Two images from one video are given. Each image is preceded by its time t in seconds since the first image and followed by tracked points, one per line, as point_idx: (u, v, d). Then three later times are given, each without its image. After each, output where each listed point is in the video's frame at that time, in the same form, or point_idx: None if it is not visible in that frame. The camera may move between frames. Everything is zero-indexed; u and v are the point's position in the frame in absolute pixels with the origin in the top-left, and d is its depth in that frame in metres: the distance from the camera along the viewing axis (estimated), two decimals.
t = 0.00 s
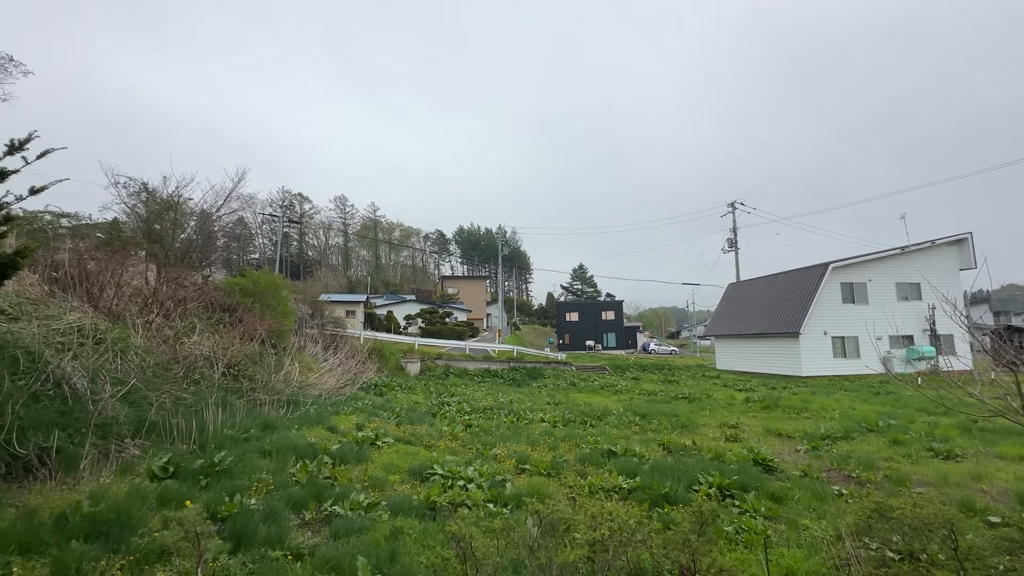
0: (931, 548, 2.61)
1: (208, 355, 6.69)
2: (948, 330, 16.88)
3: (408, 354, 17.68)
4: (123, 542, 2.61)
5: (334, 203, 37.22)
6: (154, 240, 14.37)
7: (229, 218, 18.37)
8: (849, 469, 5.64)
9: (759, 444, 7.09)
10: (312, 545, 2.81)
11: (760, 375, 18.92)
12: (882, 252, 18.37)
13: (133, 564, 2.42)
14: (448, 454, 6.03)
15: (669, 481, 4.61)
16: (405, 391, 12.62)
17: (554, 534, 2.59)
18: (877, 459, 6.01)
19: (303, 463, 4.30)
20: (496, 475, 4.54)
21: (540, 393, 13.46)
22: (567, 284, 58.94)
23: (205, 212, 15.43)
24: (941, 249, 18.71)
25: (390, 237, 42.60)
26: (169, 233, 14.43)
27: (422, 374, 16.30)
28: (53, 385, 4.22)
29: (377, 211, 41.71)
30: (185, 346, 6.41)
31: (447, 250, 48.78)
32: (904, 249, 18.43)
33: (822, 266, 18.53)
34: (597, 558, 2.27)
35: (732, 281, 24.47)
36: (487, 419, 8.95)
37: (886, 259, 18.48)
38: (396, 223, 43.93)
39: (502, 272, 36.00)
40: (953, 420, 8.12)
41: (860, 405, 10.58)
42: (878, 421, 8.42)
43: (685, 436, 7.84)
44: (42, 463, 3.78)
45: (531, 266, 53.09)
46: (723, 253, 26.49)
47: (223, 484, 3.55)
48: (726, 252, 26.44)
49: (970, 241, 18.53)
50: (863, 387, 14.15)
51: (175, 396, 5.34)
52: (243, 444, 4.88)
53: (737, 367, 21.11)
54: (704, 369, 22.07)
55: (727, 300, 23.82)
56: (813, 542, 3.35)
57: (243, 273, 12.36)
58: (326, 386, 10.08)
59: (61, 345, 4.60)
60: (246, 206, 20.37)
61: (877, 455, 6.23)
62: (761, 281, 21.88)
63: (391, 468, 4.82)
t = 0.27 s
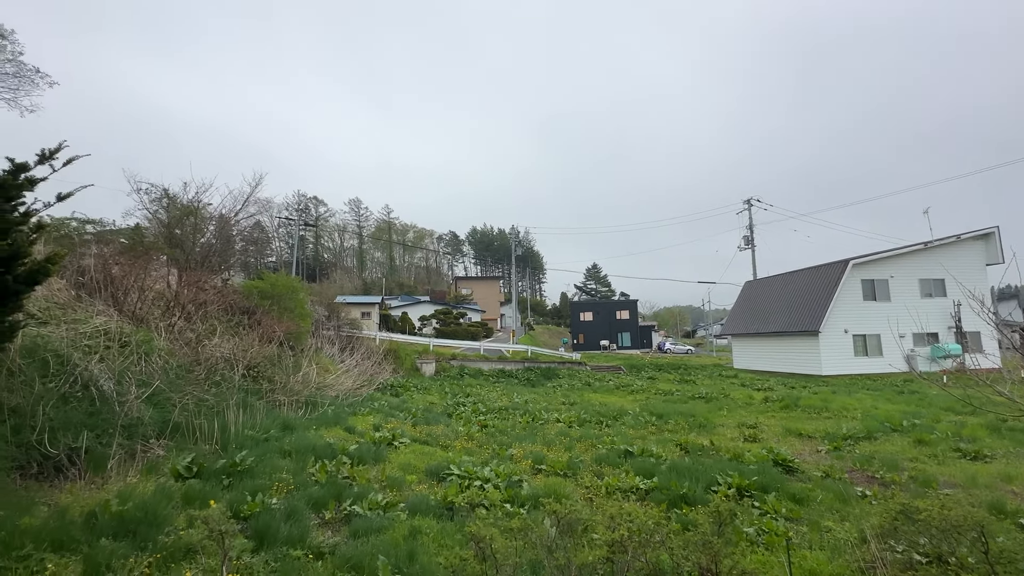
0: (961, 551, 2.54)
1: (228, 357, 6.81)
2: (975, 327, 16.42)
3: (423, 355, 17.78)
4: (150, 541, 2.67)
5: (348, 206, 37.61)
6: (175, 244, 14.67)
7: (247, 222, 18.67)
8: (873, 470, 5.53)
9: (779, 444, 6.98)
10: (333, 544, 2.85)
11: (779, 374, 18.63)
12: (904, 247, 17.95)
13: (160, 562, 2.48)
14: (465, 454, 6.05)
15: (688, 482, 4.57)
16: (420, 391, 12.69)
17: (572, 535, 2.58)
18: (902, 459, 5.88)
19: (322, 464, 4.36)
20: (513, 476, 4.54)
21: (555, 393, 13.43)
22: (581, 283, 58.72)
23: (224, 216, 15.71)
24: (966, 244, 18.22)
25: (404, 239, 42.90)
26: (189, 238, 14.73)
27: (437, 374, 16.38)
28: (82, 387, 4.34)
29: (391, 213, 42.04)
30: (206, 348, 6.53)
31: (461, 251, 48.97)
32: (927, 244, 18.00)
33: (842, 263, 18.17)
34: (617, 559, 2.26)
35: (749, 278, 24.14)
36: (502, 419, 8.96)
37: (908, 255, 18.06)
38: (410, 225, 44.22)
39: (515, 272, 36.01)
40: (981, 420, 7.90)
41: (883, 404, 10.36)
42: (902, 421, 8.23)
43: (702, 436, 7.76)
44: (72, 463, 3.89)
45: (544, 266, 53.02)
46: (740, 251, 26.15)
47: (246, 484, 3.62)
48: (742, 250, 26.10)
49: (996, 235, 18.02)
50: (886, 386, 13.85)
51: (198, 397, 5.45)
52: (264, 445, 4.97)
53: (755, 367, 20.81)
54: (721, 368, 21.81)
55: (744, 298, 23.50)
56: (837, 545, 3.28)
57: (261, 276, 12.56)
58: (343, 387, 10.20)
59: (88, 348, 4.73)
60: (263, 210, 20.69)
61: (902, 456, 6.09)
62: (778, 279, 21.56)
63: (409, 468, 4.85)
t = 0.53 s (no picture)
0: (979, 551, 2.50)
1: (241, 359, 6.89)
2: (993, 324, 16.12)
3: (433, 356, 17.84)
4: (166, 541, 2.71)
5: (358, 208, 37.89)
6: (188, 248, 14.86)
7: (258, 225, 18.87)
8: (889, 470, 5.44)
9: (793, 444, 6.90)
10: (346, 544, 2.87)
11: (791, 374, 18.42)
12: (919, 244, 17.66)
13: (176, 561, 2.51)
14: (475, 455, 6.06)
15: (700, 482, 4.53)
16: (430, 392, 12.73)
17: (584, 536, 2.57)
18: (918, 459, 5.79)
19: (335, 464, 4.39)
20: (523, 476, 4.54)
21: (565, 393, 13.41)
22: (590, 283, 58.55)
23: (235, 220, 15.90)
24: (983, 239, 17.90)
25: (413, 240, 43.09)
26: (202, 241, 14.92)
27: (447, 375, 16.43)
28: (98, 389, 4.42)
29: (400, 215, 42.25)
30: (219, 350, 6.60)
31: (469, 251, 49.10)
32: (943, 241, 17.71)
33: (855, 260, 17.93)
34: (629, 560, 2.25)
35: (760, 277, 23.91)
36: (512, 420, 8.96)
37: (923, 251, 17.77)
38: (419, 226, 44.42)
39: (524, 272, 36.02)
40: (1000, 419, 7.76)
41: (899, 403, 10.20)
42: (919, 420, 8.10)
43: (714, 436, 7.69)
44: (90, 464, 3.96)
45: (553, 266, 52.97)
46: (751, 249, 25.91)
47: (259, 484, 3.65)
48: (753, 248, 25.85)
49: (1014, 230, 17.67)
50: (901, 385, 13.65)
51: (212, 398, 5.52)
52: (277, 445, 5.02)
53: (767, 366, 20.61)
54: (733, 367, 21.62)
55: (755, 297, 23.28)
56: (853, 546, 3.24)
57: (272, 279, 12.68)
58: (354, 388, 10.26)
59: (105, 350, 4.81)
60: (273, 213, 20.89)
61: (919, 456, 6.00)
62: (790, 277, 21.33)
63: (420, 469, 4.87)
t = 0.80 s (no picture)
0: (988, 551, 2.48)
1: (246, 360, 6.92)
2: (1001, 322, 16.00)
3: (437, 357, 17.86)
4: (173, 542, 2.71)
5: (361, 210, 38.04)
6: (193, 250, 14.94)
7: (262, 227, 18.96)
8: (896, 469, 5.41)
9: (799, 444, 6.87)
10: (351, 545, 2.87)
11: (797, 373, 18.34)
12: (925, 242, 17.55)
13: (183, 562, 2.52)
14: (480, 456, 6.06)
15: (705, 482, 4.51)
16: (435, 393, 12.76)
17: (589, 538, 2.56)
18: (926, 459, 5.74)
19: (340, 465, 4.40)
20: (528, 477, 4.53)
21: (570, 394, 13.42)
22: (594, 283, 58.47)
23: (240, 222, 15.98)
24: (990, 237, 17.78)
25: (416, 241, 43.18)
26: (207, 244, 15.00)
27: (451, 376, 16.45)
28: (105, 391, 4.45)
29: (403, 216, 42.35)
30: (224, 352, 6.63)
31: (472, 252, 49.16)
32: (949, 238, 17.59)
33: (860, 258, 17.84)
34: (634, 560, 2.24)
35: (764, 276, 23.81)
36: (517, 420, 8.95)
37: (929, 249, 17.66)
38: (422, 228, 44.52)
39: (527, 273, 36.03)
40: (1008, 417, 7.71)
41: (905, 402, 10.14)
42: (926, 420, 8.04)
43: (719, 436, 7.66)
44: (97, 465, 3.99)
45: (556, 266, 52.96)
46: (755, 248, 25.84)
47: (265, 485, 3.67)
48: (758, 247, 25.78)
49: (1022, 227, 17.54)
50: (908, 384, 13.56)
51: (217, 400, 5.55)
52: (282, 447, 5.04)
53: (772, 365, 20.52)
54: (738, 367, 21.54)
55: (759, 296, 23.20)
56: (860, 546, 3.22)
57: (277, 280, 12.73)
58: (358, 389, 10.28)
59: (111, 352, 4.84)
60: (278, 215, 20.99)
61: (926, 455, 5.96)
62: (795, 276, 21.23)
63: (424, 470, 4.88)
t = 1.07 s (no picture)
0: (990, 550, 2.47)
1: (245, 362, 6.91)
2: (1000, 321, 16.01)
3: (437, 358, 17.85)
4: (173, 544, 2.71)
5: (360, 211, 38.06)
6: (192, 252, 14.92)
7: (261, 229, 18.95)
8: (896, 469, 5.41)
9: (799, 444, 6.86)
10: (352, 547, 2.86)
11: (797, 373, 18.34)
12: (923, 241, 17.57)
13: (183, 566, 2.51)
14: (480, 457, 6.05)
15: (706, 483, 4.50)
16: (434, 394, 12.75)
17: (590, 539, 2.55)
18: (926, 459, 5.74)
19: (340, 467, 4.39)
20: (529, 478, 4.53)
21: (569, 394, 13.42)
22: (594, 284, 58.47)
23: (238, 224, 15.96)
24: (988, 236, 17.80)
25: (415, 243, 43.18)
26: (206, 246, 15.00)
27: (451, 377, 16.43)
28: (104, 394, 4.44)
29: (402, 218, 42.36)
30: (223, 354, 6.61)
31: (472, 254, 49.17)
32: (948, 238, 17.61)
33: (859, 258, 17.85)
34: (636, 562, 2.23)
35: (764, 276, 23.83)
36: (517, 421, 8.94)
37: (928, 249, 17.68)
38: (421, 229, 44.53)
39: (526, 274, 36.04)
40: (1008, 416, 7.72)
41: (905, 402, 10.15)
42: (926, 419, 8.04)
43: (720, 436, 7.65)
44: (96, 469, 3.98)
45: (556, 267, 52.99)
46: (754, 248, 25.87)
47: (265, 487, 3.66)
48: (756, 247, 25.81)
49: (1020, 226, 17.56)
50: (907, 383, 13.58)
51: (217, 402, 5.54)
52: (282, 449, 5.02)
53: (772, 365, 20.53)
54: (737, 367, 21.54)
55: (759, 296, 23.21)
56: (861, 546, 3.21)
57: (276, 282, 12.72)
58: (358, 391, 10.27)
59: (110, 355, 4.83)
60: (277, 217, 21.00)
61: (926, 455, 5.95)
62: (794, 276, 21.25)
63: (425, 471, 4.87)
